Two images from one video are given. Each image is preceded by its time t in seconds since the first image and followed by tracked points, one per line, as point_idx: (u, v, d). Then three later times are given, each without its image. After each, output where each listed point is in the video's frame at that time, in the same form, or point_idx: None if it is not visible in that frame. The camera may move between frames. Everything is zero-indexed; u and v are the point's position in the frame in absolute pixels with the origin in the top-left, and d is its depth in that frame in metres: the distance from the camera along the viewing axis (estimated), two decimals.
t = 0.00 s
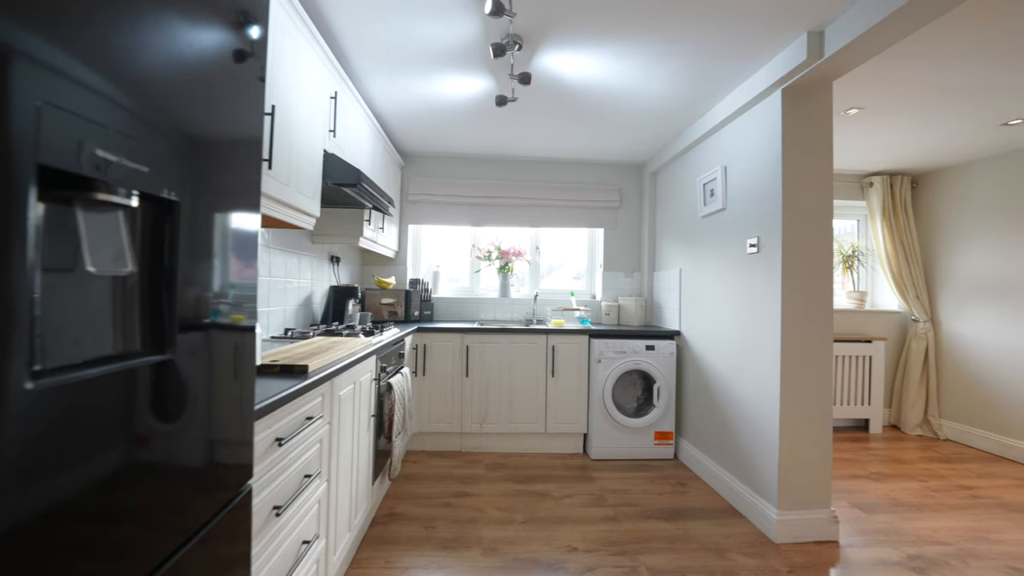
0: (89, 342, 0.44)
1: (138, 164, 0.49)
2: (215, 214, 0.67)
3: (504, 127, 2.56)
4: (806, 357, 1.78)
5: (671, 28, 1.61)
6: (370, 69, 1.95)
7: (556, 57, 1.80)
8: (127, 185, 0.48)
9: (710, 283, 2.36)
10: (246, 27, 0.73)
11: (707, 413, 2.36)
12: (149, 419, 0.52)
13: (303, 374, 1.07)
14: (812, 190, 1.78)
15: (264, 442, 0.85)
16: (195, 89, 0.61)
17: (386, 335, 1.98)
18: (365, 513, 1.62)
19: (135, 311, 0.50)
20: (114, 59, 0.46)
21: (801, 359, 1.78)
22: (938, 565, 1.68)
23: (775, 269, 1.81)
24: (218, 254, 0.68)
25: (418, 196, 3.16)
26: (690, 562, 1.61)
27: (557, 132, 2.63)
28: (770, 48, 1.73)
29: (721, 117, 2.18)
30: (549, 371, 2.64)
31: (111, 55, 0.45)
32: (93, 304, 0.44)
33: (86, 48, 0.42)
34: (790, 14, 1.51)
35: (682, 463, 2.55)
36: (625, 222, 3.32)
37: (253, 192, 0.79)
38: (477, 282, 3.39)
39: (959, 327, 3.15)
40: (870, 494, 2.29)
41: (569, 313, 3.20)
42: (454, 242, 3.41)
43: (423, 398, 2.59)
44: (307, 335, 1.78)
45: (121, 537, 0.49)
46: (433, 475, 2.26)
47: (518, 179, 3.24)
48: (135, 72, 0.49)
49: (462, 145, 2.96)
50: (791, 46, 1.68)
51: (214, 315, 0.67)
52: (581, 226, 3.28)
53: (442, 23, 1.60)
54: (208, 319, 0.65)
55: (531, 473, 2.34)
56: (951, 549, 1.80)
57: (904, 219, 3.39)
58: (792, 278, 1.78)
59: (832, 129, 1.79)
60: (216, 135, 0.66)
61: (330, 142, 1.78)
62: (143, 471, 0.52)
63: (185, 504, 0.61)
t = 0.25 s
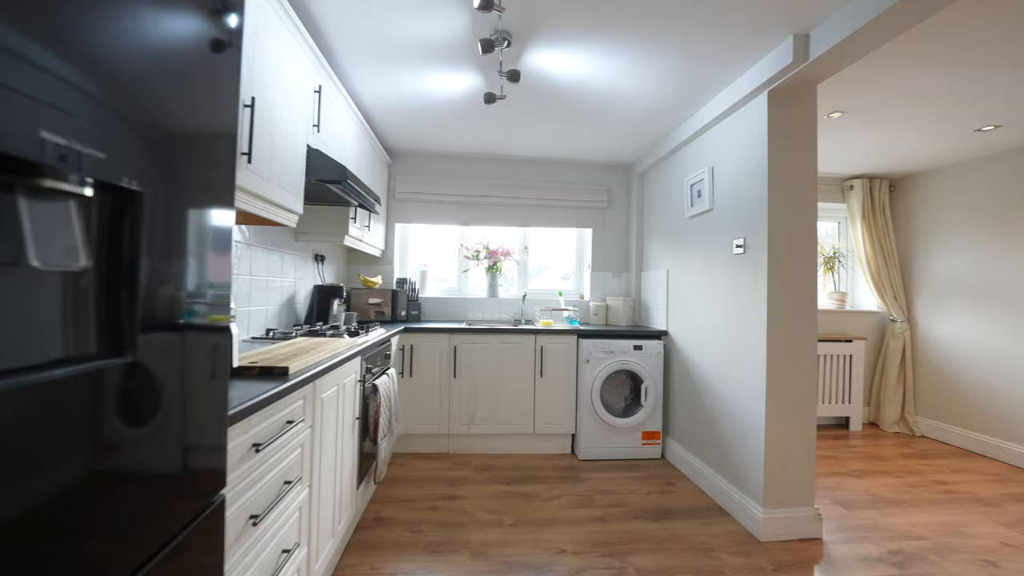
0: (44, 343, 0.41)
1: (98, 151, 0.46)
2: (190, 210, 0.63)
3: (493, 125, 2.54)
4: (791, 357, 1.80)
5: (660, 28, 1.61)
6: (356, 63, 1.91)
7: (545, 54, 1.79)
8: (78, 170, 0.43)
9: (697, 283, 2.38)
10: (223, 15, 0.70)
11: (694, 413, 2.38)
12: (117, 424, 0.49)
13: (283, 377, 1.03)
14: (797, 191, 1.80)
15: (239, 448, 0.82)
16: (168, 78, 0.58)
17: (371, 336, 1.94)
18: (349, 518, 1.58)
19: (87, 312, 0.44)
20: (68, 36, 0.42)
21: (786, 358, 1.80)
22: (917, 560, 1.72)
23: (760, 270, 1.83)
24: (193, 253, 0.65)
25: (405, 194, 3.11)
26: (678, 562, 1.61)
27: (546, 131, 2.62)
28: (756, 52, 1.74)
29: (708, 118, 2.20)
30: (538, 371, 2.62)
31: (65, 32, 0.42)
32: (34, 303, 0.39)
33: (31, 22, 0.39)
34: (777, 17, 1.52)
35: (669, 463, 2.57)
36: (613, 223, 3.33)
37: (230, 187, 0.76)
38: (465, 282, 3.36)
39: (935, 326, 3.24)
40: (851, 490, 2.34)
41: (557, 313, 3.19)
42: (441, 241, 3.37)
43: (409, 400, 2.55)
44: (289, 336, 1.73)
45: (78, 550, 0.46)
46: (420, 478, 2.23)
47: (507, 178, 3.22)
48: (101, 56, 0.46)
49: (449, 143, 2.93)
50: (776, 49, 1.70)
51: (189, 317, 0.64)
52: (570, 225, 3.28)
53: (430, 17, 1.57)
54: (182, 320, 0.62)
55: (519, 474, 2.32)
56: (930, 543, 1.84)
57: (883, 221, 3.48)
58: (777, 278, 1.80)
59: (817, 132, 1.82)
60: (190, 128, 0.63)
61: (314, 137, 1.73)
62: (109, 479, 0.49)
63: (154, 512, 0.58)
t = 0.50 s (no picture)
0: None
1: (41, 134, 0.42)
2: (159, 206, 0.59)
3: (480, 123, 2.51)
4: (777, 357, 1.82)
5: (648, 28, 1.61)
6: (340, 57, 1.86)
7: (533, 51, 1.77)
8: (22, 156, 0.39)
9: (684, 283, 2.39)
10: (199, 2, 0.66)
11: (681, 412, 2.39)
12: (80, 431, 0.46)
13: (261, 380, 0.99)
14: (783, 192, 1.82)
15: (213, 456, 0.77)
16: (136, 64, 0.54)
17: (355, 337, 1.90)
18: (332, 525, 1.54)
19: (32, 314, 0.40)
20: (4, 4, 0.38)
21: (771, 358, 1.81)
22: (897, 555, 1.75)
23: (746, 271, 1.85)
24: (165, 250, 0.61)
25: (391, 192, 3.06)
26: (666, 563, 1.61)
27: (534, 129, 2.60)
28: (744, 53, 1.75)
29: (696, 119, 2.21)
30: (525, 372, 2.60)
31: None
32: None
33: None
34: (765, 18, 1.52)
35: (656, 462, 2.57)
36: (600, 223, 3.33)
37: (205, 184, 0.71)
38: (452, 281, 3.31)
39: (912, 326, 3.34)
40: (833, 488, 2.38)
41: (545, 313, 3.18)
42: (428, 240, 3.32)
43: (395, 401, 2.51)
44: (270, 337, 1.67)
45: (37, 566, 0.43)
46: (406, 481, 2.18)
47: (494, 177, 3.19)
48: (55, 37, 0.43)
49: (436, 141, 2.89)
50: (764, 51, 1.71)
51: (161, 317, 0.61)
52: (558, 225, 3.27)
53: (417, 11, 1.54)
54: (152, 321, 0.58)
55: (507, 476, 2.30)
56: (909, 538, 1.88)
57: (862, 224, 3.56)
58: (764, 278, 1.81)
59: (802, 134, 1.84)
60: (162, 118, 0.60)
61: (296, 131, 1.68)
62: (74, 489, 0.47)
63: (123, 522, 0.55)
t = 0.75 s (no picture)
0: None
1: None
2: (124, 201, 0.56)
3: (468, 120, 2.47)
4: (762, 357, 1.83)
5: (638, 26, 1.59)
6: (323, 50, 1.80)
7: (522, 48, 1.74)
8: None
9: (671, 283, 2.40)
10: None
11: (668, 412, 2.39)
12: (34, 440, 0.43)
13: (236, 385, 0.94)
14: (770, 193, 1.83)
15: (182, 467, 0.72)
16: (96, 49, 0.50)
17: (338, 337, 1.84)
18: (313, 533, 1.48)
19: None
20: None
21: (757, 358, 1.83)
22: (879, 551, 1.78)
23: (733, 270, 1.86)
24: (132, 247, 0.58)
25: (375, 189, 2.99)
26: (654, 564, 1.60)
27: (522, 127, 2.57)
28: (733, 54, 1.75)
29: (684, 119, 2.21)
30: (512, 372, 2.57)
31: None
32: None
33: None
34: (753, 18, 1.53)
35: (643, 462, 2.58)
36: (588, 223, 3.32)
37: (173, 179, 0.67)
38: (438, 281, 3.27)
39: (889, 326, 3.42)
40: (816, 485, 2.41)
41: (532, 313, 3.16)
42: (413, 239, 3.27)
43: (379, 403, 2.45)
44: (247, 338, 1.60)
45: None
46: (390, 486, 2.13)
47: (481, 176, 3.15)
48: None
49: (423, 138, 2.84)
50: (751, 52, 1.72)
51: (129, 318, 0.58)
52: (545, 225, 3.25)
53: (403, 3, 1.50)
54: (117, 322, 0.56)
55: (494, 478, 2.26)
56: (889, 534, 1.92)
57: (842, 226, 3.64)
58: (750, 279, 1.82)
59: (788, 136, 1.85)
60: (127, 109, 0.56)
61: (275, 124, 1.62)
62: (34, 501, 0.44)
63: (88, 534, 0.52)
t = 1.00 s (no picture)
0: None
1: None
2: (74, 194, 0.51)
3: (453, 117, 2.43)
4: (748, 356, 1.84)
5: (627, 24, 1.58)
6: (303, 41, 1.74)
7: (509, 44, 1.71)
8: None
9: (657, 283, 2.40)
10: None
11: (655, 412, 2.39)
12: None
13: (204, 390, 0.88)
14: (756, 194, 1.84)
15: (141, 481, 0.66)
16: (40, 24, 0.46)
17: (318, 339, 1.78)
18: (291, 542, 1.42)
19: None
20: None
21: (743, 357, 1.83)
22: (861, 546, 1.81)
23: (720, 269, 1.86)
24: (98, 244, 0.56)
25: (358, 187, 2.92)
26: (643, 565, 1.58)
27: (509, 126, 2.54)
28: (720, 54, 1.75)
29: (671, 120, 2.21)
30: (499, 373, 2.54)
31: None
32: None
33: None
34: (741, 19, 1.53)
35: (629, 462, 2.57)
36: (574, 223, 3.31)
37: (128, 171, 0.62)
38: (423, 281, 3.21)
39: (867, 325, 3.51)
40: (798, 482, 2.44)
41: (519, 313, 3.13)
42: (398, 238, 3.20)
43: (362, 406, 2.38)
44: (221, 340, 1.53)
45: None
46: (372, 491, 2.07)
47: (467, 175, 3.11)
48: None
49: (407, 136, 2.78)
50: (739, 53, 1.72)
51: (85, 320, 0.54)
52: (532, 225, 3.23)
53: None
54: (77, 324, 0.53)
55: (480, 481, 2.23)
56: (870, 529, 1.95)
57: (822, 227, 3.71)
58: (736, 278, 1.83)
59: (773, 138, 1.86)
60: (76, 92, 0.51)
61: (252, 117, 1.55)
62: None
63: (38, 554, 0.48)
